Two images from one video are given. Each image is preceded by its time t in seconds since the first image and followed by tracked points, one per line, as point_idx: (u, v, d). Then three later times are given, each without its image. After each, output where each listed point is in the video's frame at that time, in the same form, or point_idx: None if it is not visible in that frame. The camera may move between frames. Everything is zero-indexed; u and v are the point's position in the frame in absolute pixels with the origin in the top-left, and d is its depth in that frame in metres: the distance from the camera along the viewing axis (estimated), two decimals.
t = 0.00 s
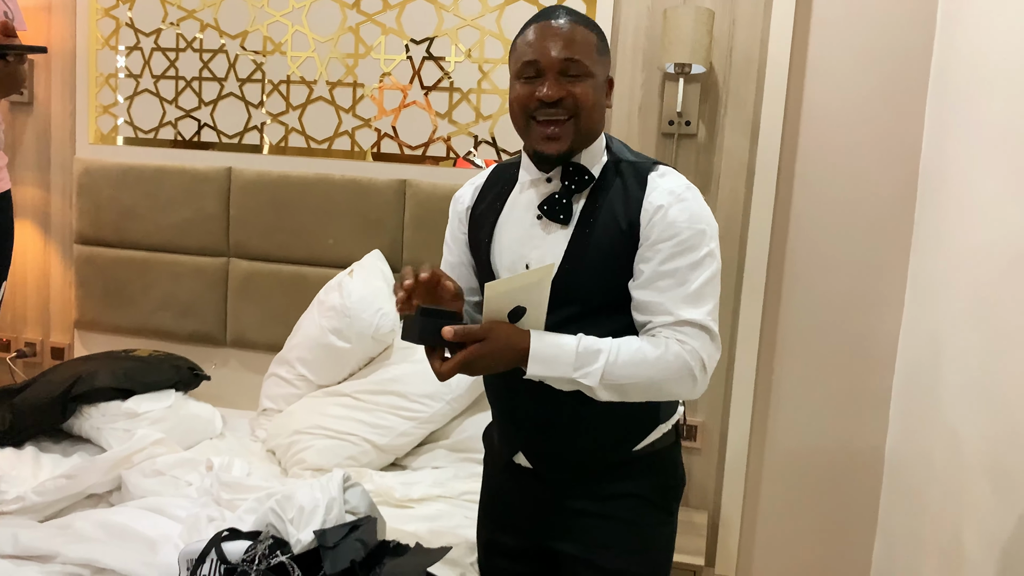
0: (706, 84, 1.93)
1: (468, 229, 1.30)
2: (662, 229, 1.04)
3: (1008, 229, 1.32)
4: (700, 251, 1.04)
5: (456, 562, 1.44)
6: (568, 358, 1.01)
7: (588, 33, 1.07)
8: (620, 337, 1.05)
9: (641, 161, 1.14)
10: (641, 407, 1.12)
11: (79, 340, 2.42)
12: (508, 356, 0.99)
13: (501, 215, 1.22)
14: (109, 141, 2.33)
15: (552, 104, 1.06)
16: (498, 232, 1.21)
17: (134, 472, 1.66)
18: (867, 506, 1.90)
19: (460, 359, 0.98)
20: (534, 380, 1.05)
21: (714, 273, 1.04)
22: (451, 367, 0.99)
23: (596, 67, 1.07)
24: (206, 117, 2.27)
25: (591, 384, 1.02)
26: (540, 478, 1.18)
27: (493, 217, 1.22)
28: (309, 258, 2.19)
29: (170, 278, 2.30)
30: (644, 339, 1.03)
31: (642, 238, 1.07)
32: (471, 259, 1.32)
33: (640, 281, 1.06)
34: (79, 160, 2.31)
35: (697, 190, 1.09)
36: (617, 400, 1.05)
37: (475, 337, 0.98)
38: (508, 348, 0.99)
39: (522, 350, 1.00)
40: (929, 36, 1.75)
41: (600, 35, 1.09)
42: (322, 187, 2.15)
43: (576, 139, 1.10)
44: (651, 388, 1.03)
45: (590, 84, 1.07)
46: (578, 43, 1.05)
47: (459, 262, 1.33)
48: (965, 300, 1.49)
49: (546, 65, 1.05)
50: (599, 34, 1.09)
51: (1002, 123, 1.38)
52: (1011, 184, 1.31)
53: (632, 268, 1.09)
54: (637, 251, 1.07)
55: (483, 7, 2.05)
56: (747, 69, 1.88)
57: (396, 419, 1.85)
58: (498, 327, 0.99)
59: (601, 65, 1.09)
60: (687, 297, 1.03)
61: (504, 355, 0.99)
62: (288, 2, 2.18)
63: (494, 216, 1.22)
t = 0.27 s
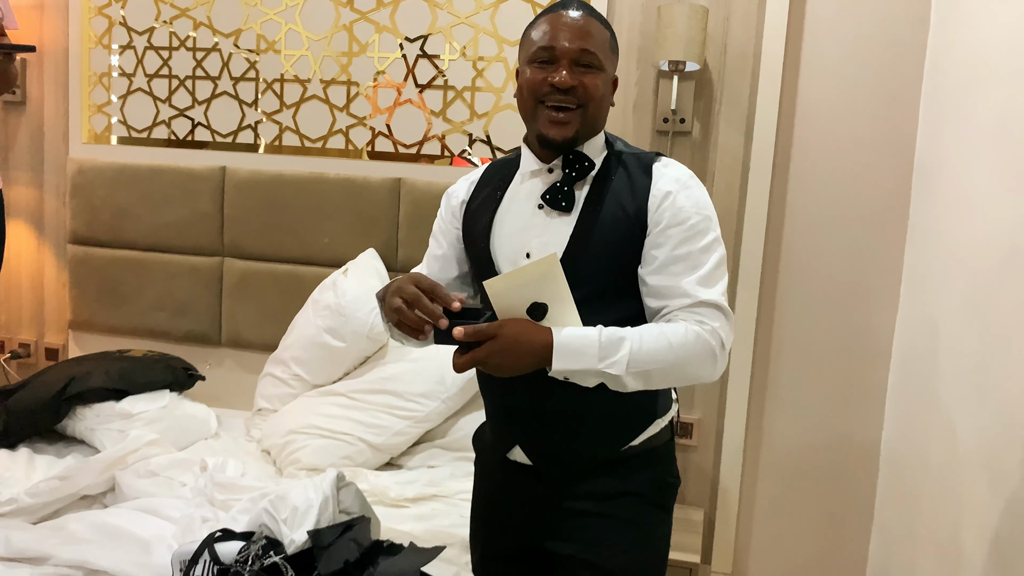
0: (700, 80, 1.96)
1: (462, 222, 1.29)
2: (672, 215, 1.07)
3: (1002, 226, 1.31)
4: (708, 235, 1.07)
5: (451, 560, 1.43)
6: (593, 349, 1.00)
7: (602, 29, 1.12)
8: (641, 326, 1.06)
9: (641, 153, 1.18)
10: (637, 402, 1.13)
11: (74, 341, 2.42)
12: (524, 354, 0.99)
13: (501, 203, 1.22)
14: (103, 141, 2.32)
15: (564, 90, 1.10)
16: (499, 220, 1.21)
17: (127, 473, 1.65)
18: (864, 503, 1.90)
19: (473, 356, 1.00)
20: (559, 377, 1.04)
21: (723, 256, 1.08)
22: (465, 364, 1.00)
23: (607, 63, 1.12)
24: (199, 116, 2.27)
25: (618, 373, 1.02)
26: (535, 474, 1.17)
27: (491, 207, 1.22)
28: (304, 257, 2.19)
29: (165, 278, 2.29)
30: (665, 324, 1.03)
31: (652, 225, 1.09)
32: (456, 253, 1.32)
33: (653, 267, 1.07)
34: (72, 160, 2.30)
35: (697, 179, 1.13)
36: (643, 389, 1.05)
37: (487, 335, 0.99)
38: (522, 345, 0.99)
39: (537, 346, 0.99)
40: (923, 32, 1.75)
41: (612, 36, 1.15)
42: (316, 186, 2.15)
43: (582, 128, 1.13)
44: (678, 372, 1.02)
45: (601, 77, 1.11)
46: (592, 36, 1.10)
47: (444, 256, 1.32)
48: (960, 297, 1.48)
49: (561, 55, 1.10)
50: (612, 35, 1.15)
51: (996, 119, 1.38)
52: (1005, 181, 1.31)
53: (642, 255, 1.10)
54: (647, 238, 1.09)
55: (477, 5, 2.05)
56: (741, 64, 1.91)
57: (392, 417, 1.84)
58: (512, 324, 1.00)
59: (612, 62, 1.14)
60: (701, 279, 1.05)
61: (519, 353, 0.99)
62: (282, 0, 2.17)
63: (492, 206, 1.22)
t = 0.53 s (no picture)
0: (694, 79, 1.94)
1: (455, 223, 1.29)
2: (670, 210, 1.07)
3: (995, 223, 1.31)
4: (706, 230, 1.08)
5: (445, 563, 1.43)
6: (600, 351, 0.99)
7: (597, 28, 1.13)
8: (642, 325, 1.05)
9: (635, 152, 1.17)
10: (630, 402, 1.12)
11: (69, 347, 2.41)
12: (532, 362, 0.97)
13: (494, 203, 1.22)
14: (96, 147, 2.32)
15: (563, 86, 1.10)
16: (493, 219, 1.20)
17: (122, 478, 1.64)
18: (860, 501, 1.90)
19: (481, 367, 0.98)
20: (567, 384, 1.02)
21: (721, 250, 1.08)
22: (473, 375, 0.99)
23: (603, 62, 1.14)
24: (192, 121, 2.26)
25: (627, 373, 1.00)
26: (527, 474, 1.17)
27: (485, 206, 1.21)
28: (298, 260, 2.18)
29: (159, 283, 2.29)
30: (667, 320, 1.03)
31: (651, 221, 1.09)
32: (447, 253, 1.32)
33: (654, 263, 1.07)
34: (66, 166, 2.30)
35: (691, 176, 1.14)
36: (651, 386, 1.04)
37: (494, 343, 0.98)
38: (530, 353, 0.97)
39: (546, 353, 0.97)
40: (914, 29, 1.75)
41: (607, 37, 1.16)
42: (310, 190, 2.14)
43: (580, 124, 1.14)
44: (686, 365, 1.01)
45: (597, 75, 1.12)
46: (589, 35, 1.11)
47: (436, 256, 1.32)
48: (953, 294, 1.48)
49: (559, 53, 1.11)
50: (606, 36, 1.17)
51: (988, 116, 1.38)
52: (997, 177, 1.31)
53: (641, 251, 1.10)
54: (645, 234, 1.09)
55: (469, 7, 2.04)
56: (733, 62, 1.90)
57: (387, 420, 1.84)
58: (519, 331, 0.98)
59: (607, 62, 1.15)
60: (701, 273, 1.05)
61: (527, 361, 0.97)
62: (274, 4, 2.17)
63: (486, 205, 1.22)
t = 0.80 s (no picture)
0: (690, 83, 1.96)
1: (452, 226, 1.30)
2: (665, 215, 1.07)
3: (990, 225, 1.31)
4: (700, 234, 1.08)
5: (442, 566, 1.43)
6: (596, 357, 0.98)
7: (592, 33, 1.14)
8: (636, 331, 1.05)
9: (630, 155, 1.17)
10: (625, 404, 1.12)
11: (66, 350, 2.41)
12: (530, 368, 0.97)
13: (491, 204, 1.22)
14: (93, 150, 2.32)
15: (559, 90, 1.11)
16: (488, 222, 1.21)
17: (118, 481, 1.64)
18: (857, 503, 1.90)
19: (480, 377, 0.98)
20: (565, 393, 1.02)
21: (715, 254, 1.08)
22: (472, 386, 0.98)
23: (598, 67, 1.14)
24: (189, 124, 2.27)
25: (624, 378, 1.00)
26: (522, 475, 1.17)
27: (481, 209, 1.22)
28: (295, 263, 2.19)
29: (156, 286, 2.29)
30: (661, 326, 1.03)
31: (645, 226, 1.09)
32: (448, 258, 1.33)
33: (649, 268, 1.07)
34: (63, 169, 2.30)
35: (685, 180, 1.14)
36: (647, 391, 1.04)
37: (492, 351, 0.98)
38: (528, 359, 0.97)
39: (542, 359, 0.97)
40: (910, 32, 1.76)
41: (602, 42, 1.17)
42: (307, 192, 2.15)
43: (576, 127, 1.14)
44: (681, 370, 1.02)
45: (593, 79, 1.13)
46: (584, 40, 1.12)
47: (437, 261, 1.33)
48: (949, 296, 1.48)
49: (554, 57, 1.11)
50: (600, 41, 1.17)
51: (983, 117, 1.38)
52: (993, 178, 1.31)
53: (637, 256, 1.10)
54: (640, 238, 1.09)
55: (465, 10, 2.05)
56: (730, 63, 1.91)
57: (384, 423, 1.84)
58: (515, 339, 0.98)
59: (602, 66, 1.16)
60: (696, 277, 1.05)
61: (525, 368, 0.97)
62: (270, 7, 2.17)
63: (482, 208, 1.22)
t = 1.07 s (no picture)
0: (681, 80, 1.96)
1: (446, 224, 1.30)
2: (656, 208, 1.07)
3: (981, 221, 1.32)
4: (690, 227, 1.08)
5: (435, 564, 1.43)
6: (584, 347, 0.99)
7: (580, 34, 1.12)
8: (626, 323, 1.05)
9: (621, 151, 1.17)
10: (619, 400, 1.12)
11: (60, 350, 2.41)
12: (521, 358, 0.97)
13: (484, 200, 1.22)
14: (86, 150, 2.31)
15: (545, 97, 1.11)
16: (482, 218, 1.20)
17: (111, 481, 1.64)
18: (852, 499, 1.90)
19: (470, 367, 0.98)
20: (555, 384, 1.02)
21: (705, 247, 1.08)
22: (462, 377, 0.98)
23: (586, 68, 1.13)
24: (182, 123, 2.26)
25: (613, 368, 1.00)
26: (517, 470, 1.17)
27: (475, 205, 1.21)
28: (289, 262, 2.18)
29: (150, 285, 2.28)
30: (650, 318, 1.03)
31: (636, 219, 1.09)
32: (444, 258, 1.32)
33: (639, 260, 1.08)
34: (56, 169, 2.30)
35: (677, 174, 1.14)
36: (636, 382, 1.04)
37: (485, 340, 0.99)
38: (518, 349, 0.98)
39: (533, 350, 0.98)
40: (902, 28, 1.76)
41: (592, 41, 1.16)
42: (300, 191, 2.14)
43: (565, 132, 1.14)
44: (670, 360, 1.02)
45: (579, 82, 1.13)
46: (571, 43, 1.11)
47: (434, 261, 1.32)
48: (941, 292, 1.49)
49: (541, 62, 1.11)
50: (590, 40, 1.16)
51: (974, 113, 1.38)
52: (984, 174, 1.31)
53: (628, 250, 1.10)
54: (631, 231, 1.09)
55: (458, 8, 2.05)
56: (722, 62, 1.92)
57: (378, 421, 1.83)
58: (505, 329, 0.99)
59: (590, 67, 1.15)
60: (686, 269, 1.05)
61: (515, 357, 0.97)
62: (263, 6, 2.17)
63: (475, 204, 1.21)
